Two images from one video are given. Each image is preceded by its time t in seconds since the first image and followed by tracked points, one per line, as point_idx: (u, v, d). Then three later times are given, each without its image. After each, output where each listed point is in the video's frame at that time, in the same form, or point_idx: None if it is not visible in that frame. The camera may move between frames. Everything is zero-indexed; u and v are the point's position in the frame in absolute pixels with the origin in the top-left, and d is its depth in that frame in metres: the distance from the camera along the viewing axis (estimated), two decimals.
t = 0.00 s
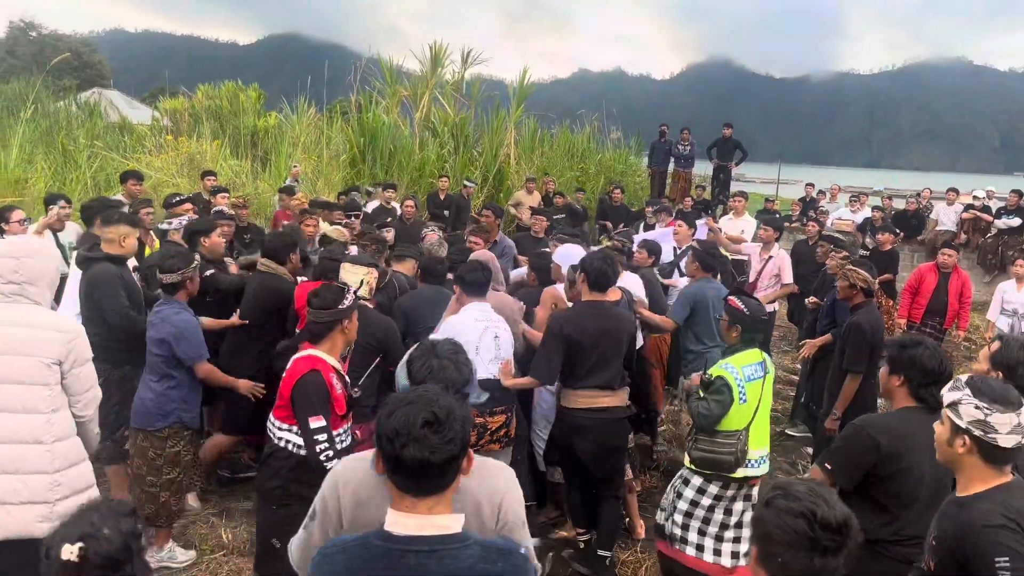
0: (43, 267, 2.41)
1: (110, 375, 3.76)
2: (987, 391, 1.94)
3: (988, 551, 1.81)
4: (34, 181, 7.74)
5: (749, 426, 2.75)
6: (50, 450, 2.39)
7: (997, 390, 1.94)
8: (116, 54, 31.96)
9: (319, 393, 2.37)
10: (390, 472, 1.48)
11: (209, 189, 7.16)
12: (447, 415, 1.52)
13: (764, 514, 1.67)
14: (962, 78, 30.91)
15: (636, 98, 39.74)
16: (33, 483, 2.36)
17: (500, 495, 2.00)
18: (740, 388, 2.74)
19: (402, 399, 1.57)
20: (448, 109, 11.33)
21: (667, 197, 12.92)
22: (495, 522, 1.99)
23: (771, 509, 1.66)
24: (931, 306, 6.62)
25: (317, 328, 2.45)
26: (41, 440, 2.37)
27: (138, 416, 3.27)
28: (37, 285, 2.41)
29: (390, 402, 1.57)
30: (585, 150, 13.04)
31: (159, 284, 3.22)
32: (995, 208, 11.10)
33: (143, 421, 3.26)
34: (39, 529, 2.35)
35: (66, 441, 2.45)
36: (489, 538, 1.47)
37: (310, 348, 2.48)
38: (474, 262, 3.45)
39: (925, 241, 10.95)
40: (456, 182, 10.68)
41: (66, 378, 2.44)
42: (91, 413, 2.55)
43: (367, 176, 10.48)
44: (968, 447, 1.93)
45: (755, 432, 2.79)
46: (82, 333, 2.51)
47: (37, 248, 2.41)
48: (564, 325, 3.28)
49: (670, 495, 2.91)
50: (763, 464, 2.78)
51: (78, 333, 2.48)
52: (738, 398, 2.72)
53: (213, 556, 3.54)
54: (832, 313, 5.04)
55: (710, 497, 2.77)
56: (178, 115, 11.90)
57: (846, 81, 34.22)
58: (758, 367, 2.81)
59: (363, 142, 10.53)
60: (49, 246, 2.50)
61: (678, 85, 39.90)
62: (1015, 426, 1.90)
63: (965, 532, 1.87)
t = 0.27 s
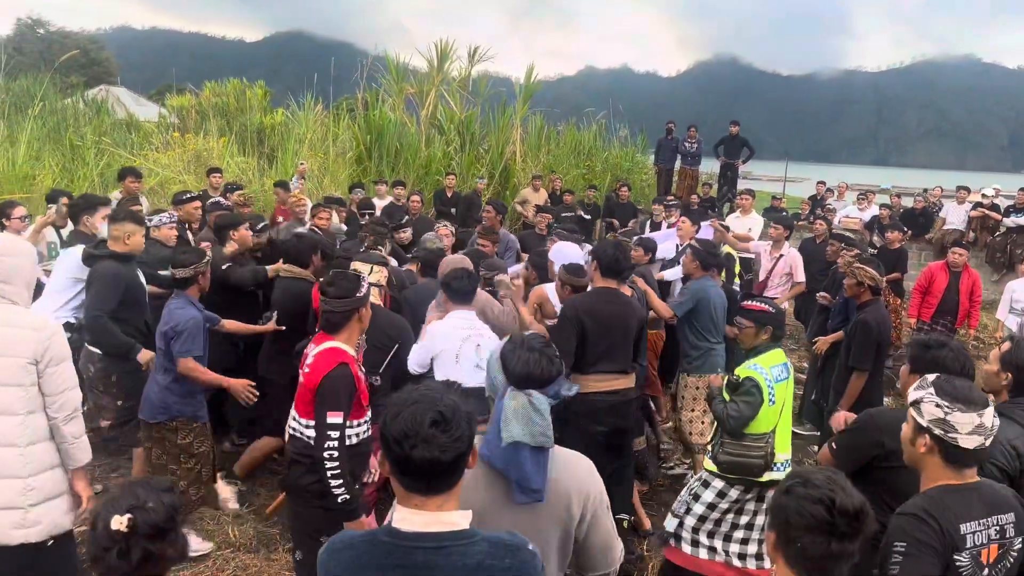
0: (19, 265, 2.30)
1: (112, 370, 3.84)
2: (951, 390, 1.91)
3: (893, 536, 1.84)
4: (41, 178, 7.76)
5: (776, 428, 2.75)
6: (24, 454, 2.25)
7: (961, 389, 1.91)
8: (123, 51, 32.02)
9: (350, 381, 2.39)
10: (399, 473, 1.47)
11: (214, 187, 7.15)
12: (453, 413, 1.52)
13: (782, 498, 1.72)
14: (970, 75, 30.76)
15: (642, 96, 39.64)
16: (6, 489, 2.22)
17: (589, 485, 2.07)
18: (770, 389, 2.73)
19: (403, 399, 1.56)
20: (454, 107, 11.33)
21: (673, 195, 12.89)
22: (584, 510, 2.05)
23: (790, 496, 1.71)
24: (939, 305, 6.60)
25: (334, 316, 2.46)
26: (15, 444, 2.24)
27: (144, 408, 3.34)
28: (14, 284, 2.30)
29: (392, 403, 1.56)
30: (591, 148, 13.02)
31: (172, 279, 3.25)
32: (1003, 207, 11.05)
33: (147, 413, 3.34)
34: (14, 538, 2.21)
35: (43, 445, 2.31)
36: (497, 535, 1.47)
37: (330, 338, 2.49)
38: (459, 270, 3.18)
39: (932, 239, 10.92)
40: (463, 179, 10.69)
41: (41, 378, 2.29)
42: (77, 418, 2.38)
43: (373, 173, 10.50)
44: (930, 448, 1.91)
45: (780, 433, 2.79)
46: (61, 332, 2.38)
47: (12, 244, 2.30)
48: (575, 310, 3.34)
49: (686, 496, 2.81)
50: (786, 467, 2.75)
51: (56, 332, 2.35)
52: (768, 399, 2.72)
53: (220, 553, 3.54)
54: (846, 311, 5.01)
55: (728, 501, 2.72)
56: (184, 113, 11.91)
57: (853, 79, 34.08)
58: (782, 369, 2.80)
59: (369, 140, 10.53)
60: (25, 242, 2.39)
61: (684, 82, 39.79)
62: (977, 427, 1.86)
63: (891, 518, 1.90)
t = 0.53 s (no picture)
0: (11, 265, 2.32)
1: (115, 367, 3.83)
2: (936, 388, 1.91)
3: (859, 527, 1.87)
4: (48, 175, 7.83)
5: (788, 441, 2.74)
6: (12, 454, 2.26)
7: (946, 387, 1.91)
8: (129, 49, 32.10)
9: (385, 381, 2.37)
10: (403, 472, 1.47)
11: (219, 184, 7.16)
12: (459, 412, 1.52)
13: (768, 496, 1.72)
14: (978, 73, 30.59)
15: (648, 94, 39.59)
16: None
17: (627, 487, 2.07)
18: (783, 401, 2.70)
19: (406, 399, 1.56)
20: (459, 105, 11.33)
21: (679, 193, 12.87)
22: (620, 512, 2.06)
23: (774, 493, 1.71)
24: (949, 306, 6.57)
25: (348, 319, 2.44)
26: (5, 445, 2.24)
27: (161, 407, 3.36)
28: (6, 283, 2.31)
29: (399, 402, 1.56)
30: (597, 146, 13.00)
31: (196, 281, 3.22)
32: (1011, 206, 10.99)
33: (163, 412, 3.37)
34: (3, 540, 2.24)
35: (31, 448, 2.31)
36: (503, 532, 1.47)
37: (350, 342, 2.47)
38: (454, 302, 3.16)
39: (939, 238, 10.88)
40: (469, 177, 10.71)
41: (32, 376, 2.29)
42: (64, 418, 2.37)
43: (378, 172, 10.52)
44: (914, 447, 1.90)
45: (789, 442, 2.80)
46: (52, 332, 2.38)
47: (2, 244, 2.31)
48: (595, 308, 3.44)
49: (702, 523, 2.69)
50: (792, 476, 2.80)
51: (47, 333, 2.36)
52: (783, 411, 2.69)
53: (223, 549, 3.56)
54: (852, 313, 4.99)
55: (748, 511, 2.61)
56: (191, 111, 11.95)
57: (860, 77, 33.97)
58: (789, 379, 2.77)
59: (375, 138, 10.56)
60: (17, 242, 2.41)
61: (690, 80, 39.72)
62: (962, 425, 1.85)
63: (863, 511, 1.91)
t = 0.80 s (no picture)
0: (12, 263, 2.32)
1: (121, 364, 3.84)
2: (953, 388, 1.91)
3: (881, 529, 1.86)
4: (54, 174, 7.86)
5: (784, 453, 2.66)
6: (20, 452, 2.26)
7: (964, 387, 1.90)
8: (134, 48, 32.18)
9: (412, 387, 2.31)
10: (413, 470, 1.47)
11: (224, 183, 7.17)
12: (469, 412, 1.52)
13: (740, 490, 1.71)
14: (984, 72, 30.52)
15: (652, 93, 39.57)
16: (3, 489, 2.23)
17: (634, 482, 2.07)
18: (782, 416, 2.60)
19: (420, 397, 1.56)
20: (464, 103, 11.34)
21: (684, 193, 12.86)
22: (627, 507, 2.05)
23: (746, 487, 1.70)
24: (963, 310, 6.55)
25: (356, 326, 2.32)
26: (13, 443, 2.25)
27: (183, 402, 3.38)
28: (8, 281, 2.32)
29: (409, 401, 1.56)
30: (601, 145, 13.00)
31: (216, 279, 3.17)
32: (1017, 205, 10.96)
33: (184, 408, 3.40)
34: (11, 538, 2.24)
35: (38, 446, 2.32)
36: (513, 531, 1.47)
37: (360, 352, 2.34)
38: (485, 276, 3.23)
39: (945, 238, 10.86)
40: (473, 176, 10.72)
41: (38, 375, 2.30)
42: (71, 415, 2.39)
43: (383, 171, 10.54)
44: (936, 448, 1.89)
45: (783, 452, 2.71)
46: (54, 330, 2.38)
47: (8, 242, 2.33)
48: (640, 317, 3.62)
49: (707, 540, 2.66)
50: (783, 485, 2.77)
51: (50, 330, 2.35)
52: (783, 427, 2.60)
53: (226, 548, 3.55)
54: (853, 314, 5.00)
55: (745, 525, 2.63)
56: (196, 110, 11.98)
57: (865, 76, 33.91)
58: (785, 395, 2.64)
59: (379, 137, 10.57)
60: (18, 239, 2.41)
61: (695, 80, 39.71)
62: (983, 424, 1.85)
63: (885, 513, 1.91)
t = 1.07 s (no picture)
0: (23, 262, 2.33)
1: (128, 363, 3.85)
2: (979, 395, 1.89)
3: (918, 538, 1.88)
4: (61, 173, 7.88)
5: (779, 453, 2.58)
6: (30, 449, 2.27)
7: (989, 394, 1.89)
8: (140, 47, 32.25)
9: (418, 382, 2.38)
10: (423, 472, 1.47)
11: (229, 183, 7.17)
12: (480, 414, 1.52)
13: (727, 482, 1.72)
14: (990, 73, 30.42)
15: (657, 93, 39.53)
16: (14, 487, 2.24)
17: (623, 482, 2.07)
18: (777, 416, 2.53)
19: (435, 397, 1.56)
20: (468, 103, 11.34)
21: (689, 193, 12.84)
22: (615, 506, 2.05)
23: (733, 480, 1.71)
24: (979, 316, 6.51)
25: (360, 326, 2.31)
26: (24, 440, 2.26)
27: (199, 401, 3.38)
28: (19, 280, 2.32)
29: (420, 403, 1.56)
30: (606, 146, 12.99)
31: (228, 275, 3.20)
32: None
33: (200, 407, 3.39)
34: (22, 535, 2.25)
35: (48, 444, 2.33)
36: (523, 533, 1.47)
37: (363, 354, 2.34)
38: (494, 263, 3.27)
39: (951, 239, 10.83)
40: (478, 176, 10.72)
41: (49, 373, 2.30)
42: (83, 412, 2.40)
43: (389, 171, 10.55)
44: (962, 454, 1.89)
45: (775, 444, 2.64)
46: (66, 329, 2.39)
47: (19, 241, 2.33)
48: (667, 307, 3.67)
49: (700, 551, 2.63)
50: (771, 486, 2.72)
51: (62, 329, 2.36)
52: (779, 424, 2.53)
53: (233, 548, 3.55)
54: (856, 316, 4.99)
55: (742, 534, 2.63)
56: (202, 109, 12.00)
57: (871, 77, 33.82)
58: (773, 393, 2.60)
59: (385, 136, 10.57)
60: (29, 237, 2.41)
61: (700, 80, 39.64)
62: (1008, 430, 1.84)
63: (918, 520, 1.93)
